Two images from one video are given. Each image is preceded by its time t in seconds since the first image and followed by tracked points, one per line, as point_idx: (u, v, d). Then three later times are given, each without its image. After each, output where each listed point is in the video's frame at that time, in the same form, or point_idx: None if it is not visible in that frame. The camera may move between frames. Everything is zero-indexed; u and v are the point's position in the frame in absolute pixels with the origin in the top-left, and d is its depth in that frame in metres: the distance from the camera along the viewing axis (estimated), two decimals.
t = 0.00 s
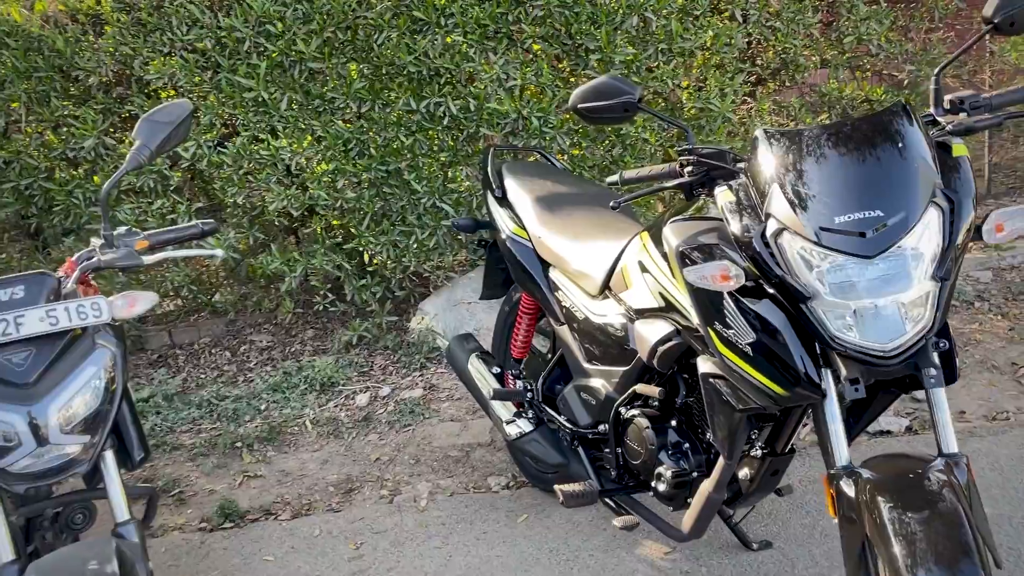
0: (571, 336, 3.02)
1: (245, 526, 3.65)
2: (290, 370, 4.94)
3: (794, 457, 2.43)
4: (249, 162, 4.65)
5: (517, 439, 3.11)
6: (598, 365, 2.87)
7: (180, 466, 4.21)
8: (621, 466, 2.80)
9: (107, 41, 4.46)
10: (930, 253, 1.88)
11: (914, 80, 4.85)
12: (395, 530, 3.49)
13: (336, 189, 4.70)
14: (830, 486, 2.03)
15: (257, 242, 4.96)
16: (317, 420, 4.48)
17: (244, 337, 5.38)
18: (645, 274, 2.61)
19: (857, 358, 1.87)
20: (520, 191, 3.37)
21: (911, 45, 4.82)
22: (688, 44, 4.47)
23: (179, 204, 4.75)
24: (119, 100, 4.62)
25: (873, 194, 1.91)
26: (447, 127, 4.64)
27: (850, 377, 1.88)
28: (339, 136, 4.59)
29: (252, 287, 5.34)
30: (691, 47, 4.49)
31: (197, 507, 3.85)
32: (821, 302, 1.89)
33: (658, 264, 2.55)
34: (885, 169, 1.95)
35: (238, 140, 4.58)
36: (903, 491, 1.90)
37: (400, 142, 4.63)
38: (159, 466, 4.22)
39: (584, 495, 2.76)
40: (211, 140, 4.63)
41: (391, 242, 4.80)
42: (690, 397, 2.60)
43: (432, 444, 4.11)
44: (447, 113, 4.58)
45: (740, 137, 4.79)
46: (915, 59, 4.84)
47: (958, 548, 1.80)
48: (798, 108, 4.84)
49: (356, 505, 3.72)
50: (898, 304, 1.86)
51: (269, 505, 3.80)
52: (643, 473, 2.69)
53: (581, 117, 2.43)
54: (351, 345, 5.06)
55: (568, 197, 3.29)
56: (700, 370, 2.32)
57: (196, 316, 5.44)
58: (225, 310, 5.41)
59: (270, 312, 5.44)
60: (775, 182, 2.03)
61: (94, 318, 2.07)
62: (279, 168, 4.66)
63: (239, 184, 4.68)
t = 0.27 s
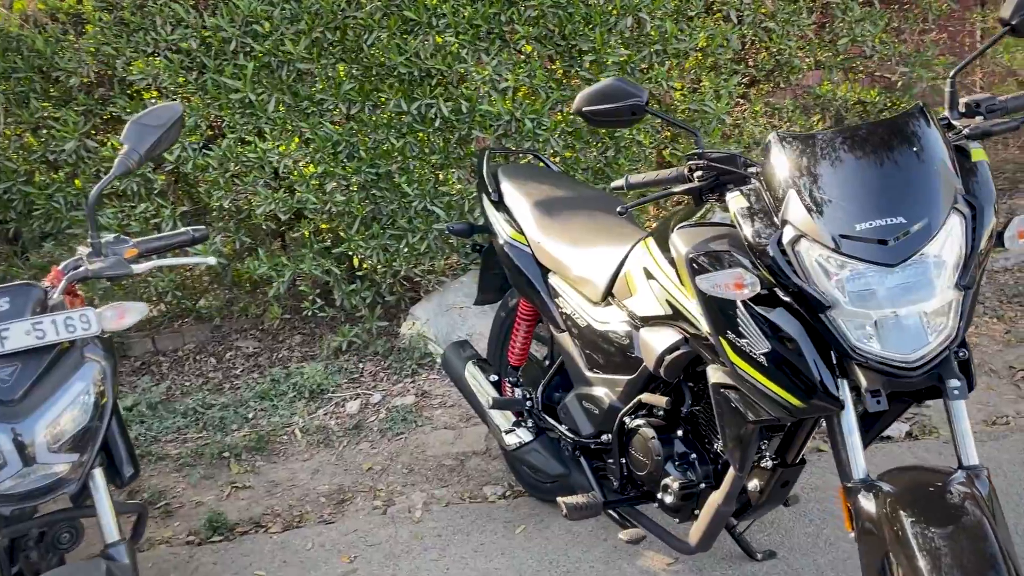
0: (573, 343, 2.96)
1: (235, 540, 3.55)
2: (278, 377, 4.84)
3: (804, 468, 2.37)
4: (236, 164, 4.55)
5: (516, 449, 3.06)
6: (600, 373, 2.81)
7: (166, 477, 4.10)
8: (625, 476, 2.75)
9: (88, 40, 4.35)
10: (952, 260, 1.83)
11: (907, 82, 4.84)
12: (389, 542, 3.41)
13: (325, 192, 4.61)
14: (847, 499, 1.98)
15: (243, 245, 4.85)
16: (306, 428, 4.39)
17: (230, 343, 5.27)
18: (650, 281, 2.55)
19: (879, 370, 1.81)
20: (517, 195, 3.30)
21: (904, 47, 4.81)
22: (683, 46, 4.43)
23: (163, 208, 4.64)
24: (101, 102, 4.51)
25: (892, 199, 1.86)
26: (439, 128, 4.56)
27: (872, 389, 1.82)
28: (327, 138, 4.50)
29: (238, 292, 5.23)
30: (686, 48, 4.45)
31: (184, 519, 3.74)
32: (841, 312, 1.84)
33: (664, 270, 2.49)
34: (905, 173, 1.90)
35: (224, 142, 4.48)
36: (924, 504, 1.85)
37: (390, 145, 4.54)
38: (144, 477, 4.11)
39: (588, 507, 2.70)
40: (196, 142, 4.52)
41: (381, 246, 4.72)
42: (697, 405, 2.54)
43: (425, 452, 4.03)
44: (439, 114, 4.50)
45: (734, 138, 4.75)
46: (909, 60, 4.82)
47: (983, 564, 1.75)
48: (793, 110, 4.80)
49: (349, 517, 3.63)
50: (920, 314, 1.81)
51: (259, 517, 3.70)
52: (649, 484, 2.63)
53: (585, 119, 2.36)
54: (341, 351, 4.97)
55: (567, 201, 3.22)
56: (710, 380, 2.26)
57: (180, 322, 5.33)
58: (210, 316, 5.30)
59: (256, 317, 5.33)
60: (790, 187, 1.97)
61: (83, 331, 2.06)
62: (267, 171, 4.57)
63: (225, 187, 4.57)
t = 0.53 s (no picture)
0: (569, 350, 2.89)
1: (224, 551, 3.47)
2: (267, 384, 4.76)
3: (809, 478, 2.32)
4: (223, 168, 4.48)
5: (513, 458, 3.00)
6: (598, 381, 2.76)
7: (153, 487, 4.01)
8: (624, 487, 2.70)
9: (72, 41, 4.26)
10: (965, 267, 1.79)
11: (901, 84, 4.83)
12: (382, 554, 3.34)
13: (315, 195, 4.54)
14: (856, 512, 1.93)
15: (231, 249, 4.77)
16: (296, 435, 4.31)
17: (217, 349, 5.19)
18: (650, 288, 2.49)
19: (890, 380, 1.76)
20: (512, 200, 3.24)
21: (899, 49, 4.78)
22: (677, 47, 4.38)
23: (149, 212, 4.56)
24: (85, 104, 4.42)
25: (902, 204, 1.82)
26: (430, 130, 4.50)
27: (884, 400, 1.77)
28: (317, 141, 4.44)
29: (225, 297, 5.15)
30: (679, 49, 4.41)
31: (172, 531, 3.66)
32: (851, 321, 1.79)
33: (665, 275, 2.44)
34: (915, 178, 1.86)
35: (211, 145, 4.40)
36: (937, 518, 1.80)
37: (381, 147, 4.48)
38: (130, 487, 4.02)
39: (586, 518, 2.65)
40: (182, 145, 4.45)
41: (372, 249, 4.65)
42: (698, 414, 2.49)
43: (418, 460, 3.97)
44: (430, 116, 4.44)
45: (729, 140, 4.72)
46: (903, 62, 4.81)
47: None
48: (787, 112, 4.77)
49: (341, 527, 3.55)
50: (933, 323, 1.76)
51: (249, 528, 3.62)
52: (649, 495, 2.57)
53: (585, 123, 2.32)
54: (331, 356, 4.90)
55: (563, 206, 3.17)
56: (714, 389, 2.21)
57: (167, 327, 5.24)
58: (197, 321, 5.22)
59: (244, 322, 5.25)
60: (797, 192, 1.93)
61: (68, 342, 2.00)
62: (255, 174, 4.49)
63: (213, 191, 4.49)
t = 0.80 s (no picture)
0: (561, 359, 2.80)
1: (203, 567, 3.35)
2: (249, 392, 4.64)
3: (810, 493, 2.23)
4: (202, 170, 4.36)
5: (502, 470, 2.92)
6: (591, 391, 2.66)
7: (130, 499, 3.88)
8: (618, 501, 2.60)
9: (44, 40, 4.13)
10: (977, 276, 1.71)
11: (892, 83, 4.78)
12: (367, 569, 3.23)
13: (297, 198, 4.43)
14: (862, 532, 1.84)
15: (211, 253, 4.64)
16: (279, 445, 4.20)
17: (198, 355, 5.06)
18: (644, 295, 2.40)
19: (900, 395, 1.67)
20: (501, 202, 3.14)
21: (891, 47, 4.73)
22: (667, 46, 4.30)
23: (125, 215, 4.43)
24: (59, 104, 4.29)
25: (909, 208, 1.73)
26: (415, 131, 4.39)
27: (894, 416, 1.68)
28: (299, 142, 4.33)
29: (206, 302, 5.02)
30: (669, 48, 4.32)
31: (149, 546, 3.53)
32: (859, 332, 1.71)
33: (660, 282, 2.35)
34: (925, 181, 1.77)
35: (190, 147, 4.28)
36: (949, 538, 1.72)
37: (365, 148, 4.37)
38: (107, 500, 3.89)
39: (579, 535, 2.55)
40: (160, 147, 4.32)
41: (356, 253, 4.54)
42: (695, 425, 2.40)
43: (404, 470, 3.86)
44: (415, 117, 4.34)
45: (720, 140, 4.65)
46: (895, 61, 4.75)
47: None
48: (778, 112, 4.69)
49: (324, 541, 3.44)
50: (945, 334, 1.68)
51: (229, 542, 3.50)
52: (644, 509, 2.48)
53: (576, 124, 2.22)
54: (314, 362, 4.79)
55: (553, 209, 3.07)
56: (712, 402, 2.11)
57: (146, 333, 5.11)
58: (177, 327, 5.09)
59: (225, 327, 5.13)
60: (798, 196, 1.84)
61: (29, 361, 1.91)
62: (235, 176, 4.38)
63: (191, 194, 4.37)
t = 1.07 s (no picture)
0: (543, 382, 2.64)
1: None
2: (221, 409, 4.46)
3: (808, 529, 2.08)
4: (170, 179, 4.19)
5: (483, 499, 2.75)
6: (575, 418, 2.51)
7: (95, 525, 3.70)
8: (605, 534, 2.46)
9: (3, 44, 3.94)
10: (993, 305, 1.57)
11: (884, 86, 4.66)
12: None
13: (270, 208, 4.25)
14: None
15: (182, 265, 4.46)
16: (252, 465, 4.02)
17: (170, 369, 4.87)
18: (631, 316, 2.26)
19: (910, 436, 1.53)
20: (480, 215, 2.99)
21: (883, 49, 4.61)
22: (653, 48, 4.15)
23: (90, 227, 4.26)
24: (19, 111, 4.11)
25: (918, 229, 1.59)
26: (393, 138, 4.23)
27: (903, 458, 1.54)
28: (272, 149, 4.16)
29: (178, 314, 4.83)
30: (655, 51, 4.18)
31: None
32: (865, 366, 1.57)
33: (647, 303, 2.20)
34: (934, 200, 1.64)
35: (157, 155, 4.11)
36: None
37: (341, 156, 4.20)
38: (70, 526, 3.71)
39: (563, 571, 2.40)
40: (126, 155, 4.15)
41: (333, 264, 4.37)
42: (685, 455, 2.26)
43: (382, 493, 3.70)
44: (392, 123, 4.17)
45: (709, 145, 4.51)
46: (887, 63, 4.63)
47: None
48: (768, 116, 4.56)
49: (298, 570, 3.27)
50: (959, 370, 1.54)
51: (197, 572, 3.32)
52: (632, 544, 2.33)
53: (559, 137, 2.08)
54: (290, 377, 4.62)
55: (535, 221, 2.92)
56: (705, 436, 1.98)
57: (116, 347, 4.93)
58: (148, 340, 4.91)
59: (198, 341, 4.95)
60: (795, 215, 1.70)
61: None
62: (205, 186, 4.20)
63: (159, 204, 4.19)
